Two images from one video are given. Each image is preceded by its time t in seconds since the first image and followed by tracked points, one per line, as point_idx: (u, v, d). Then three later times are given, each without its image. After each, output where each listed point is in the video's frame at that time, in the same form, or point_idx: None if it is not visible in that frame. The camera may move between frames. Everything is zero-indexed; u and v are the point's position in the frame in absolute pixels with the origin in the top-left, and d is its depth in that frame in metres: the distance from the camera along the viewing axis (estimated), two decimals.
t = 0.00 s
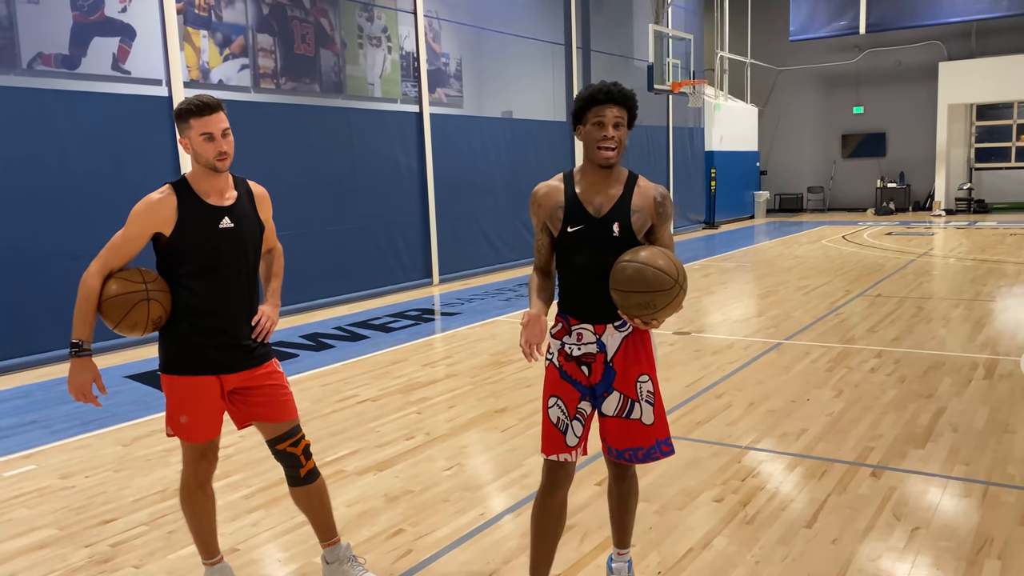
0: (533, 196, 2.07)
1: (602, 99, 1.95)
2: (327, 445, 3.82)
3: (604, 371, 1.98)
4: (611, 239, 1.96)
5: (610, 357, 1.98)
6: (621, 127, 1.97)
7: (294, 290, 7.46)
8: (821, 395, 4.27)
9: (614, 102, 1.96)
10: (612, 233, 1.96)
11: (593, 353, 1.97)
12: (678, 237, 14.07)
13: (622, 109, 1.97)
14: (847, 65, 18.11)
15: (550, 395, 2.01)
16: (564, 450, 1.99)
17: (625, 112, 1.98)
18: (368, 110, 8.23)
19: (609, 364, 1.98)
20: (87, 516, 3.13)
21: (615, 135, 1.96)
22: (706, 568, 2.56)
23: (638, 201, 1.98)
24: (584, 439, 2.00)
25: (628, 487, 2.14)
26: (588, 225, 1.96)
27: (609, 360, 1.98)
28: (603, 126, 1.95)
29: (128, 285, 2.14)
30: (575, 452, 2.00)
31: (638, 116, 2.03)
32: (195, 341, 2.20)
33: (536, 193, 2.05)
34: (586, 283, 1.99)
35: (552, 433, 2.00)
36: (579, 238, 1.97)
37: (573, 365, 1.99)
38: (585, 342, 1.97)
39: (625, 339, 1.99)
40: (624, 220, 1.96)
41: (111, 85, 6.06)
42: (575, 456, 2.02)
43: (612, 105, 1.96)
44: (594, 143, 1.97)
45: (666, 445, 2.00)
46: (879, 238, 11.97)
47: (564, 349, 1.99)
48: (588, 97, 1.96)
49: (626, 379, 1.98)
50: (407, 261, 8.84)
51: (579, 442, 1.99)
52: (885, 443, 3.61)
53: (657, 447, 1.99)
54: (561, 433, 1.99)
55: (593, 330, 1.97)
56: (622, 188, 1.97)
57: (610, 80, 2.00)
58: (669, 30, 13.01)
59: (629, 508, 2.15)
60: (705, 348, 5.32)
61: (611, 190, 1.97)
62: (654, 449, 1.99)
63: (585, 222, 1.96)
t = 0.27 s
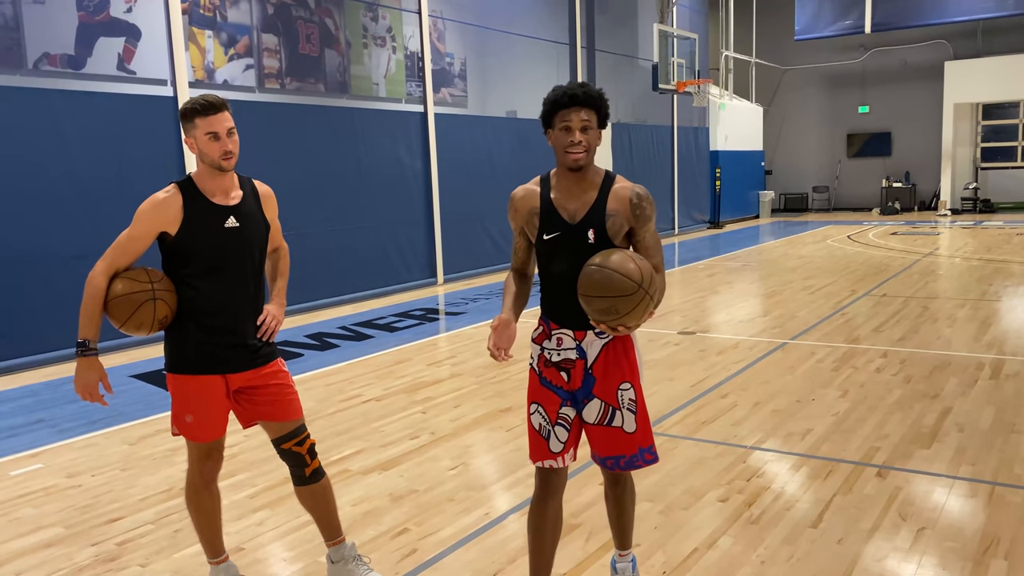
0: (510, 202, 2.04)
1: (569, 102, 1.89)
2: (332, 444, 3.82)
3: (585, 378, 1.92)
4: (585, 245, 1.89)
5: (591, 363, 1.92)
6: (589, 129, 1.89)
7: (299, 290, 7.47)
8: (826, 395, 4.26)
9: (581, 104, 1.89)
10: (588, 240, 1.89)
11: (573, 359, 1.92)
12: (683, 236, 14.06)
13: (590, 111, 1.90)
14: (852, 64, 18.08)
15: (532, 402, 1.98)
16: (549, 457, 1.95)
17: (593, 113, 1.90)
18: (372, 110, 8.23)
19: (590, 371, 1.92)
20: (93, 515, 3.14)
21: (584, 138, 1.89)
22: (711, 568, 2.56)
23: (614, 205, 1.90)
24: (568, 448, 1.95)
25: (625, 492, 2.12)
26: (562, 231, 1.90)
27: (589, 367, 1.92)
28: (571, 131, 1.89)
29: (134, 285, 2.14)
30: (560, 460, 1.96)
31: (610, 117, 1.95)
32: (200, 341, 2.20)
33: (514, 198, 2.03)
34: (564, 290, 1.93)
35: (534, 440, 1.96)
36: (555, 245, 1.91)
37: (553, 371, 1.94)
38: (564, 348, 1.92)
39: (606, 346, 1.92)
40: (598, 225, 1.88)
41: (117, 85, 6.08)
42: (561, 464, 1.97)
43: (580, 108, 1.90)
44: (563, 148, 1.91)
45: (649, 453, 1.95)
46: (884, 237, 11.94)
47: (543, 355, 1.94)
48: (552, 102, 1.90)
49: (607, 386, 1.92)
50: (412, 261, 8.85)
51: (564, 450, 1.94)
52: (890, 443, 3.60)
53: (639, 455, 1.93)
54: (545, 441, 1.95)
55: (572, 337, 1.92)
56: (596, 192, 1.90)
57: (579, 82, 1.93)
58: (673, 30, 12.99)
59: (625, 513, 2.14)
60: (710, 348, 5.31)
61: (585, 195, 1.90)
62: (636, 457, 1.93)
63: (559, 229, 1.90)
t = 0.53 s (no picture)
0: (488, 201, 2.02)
1: (539, 95, 1.86)
2: (340, 443, 3.83)
3: (569, 381, 1.90)
4: (566, 240, 1.87)
5: (575, 365, 1.90)
6: (562, 122, 1.87)
7: (307, 289, 7.48)
8: (835, 395, 4.25)
9: (550, 97, 1.86)
10: (571, 234, 1.87)
11: (556, 360, 1.90)
12: (691, 235, 14.03)
13: (562, 103, 1.87)
14: (861, 63, 18.01)
15: (515, 407, 1.95)
16: (532, 463, 1.93)
17: (565, 106, 1.88)
18: (380, 110, 8.24)
19: (573, 373, 1.90)
20: (103, 513, 3.15)
21: (557, 132, 1.87)
22: (719, 568, 2.55)
23: (596, 197, 1.88)
24: (553, 455, 1.92)
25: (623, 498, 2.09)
26: (543, 227, 1.88)
27: (573, 369, 1.90)
28: (544, 125, 1.87)
29: (144, 284, 2.14)
30: (542, 467, 1.94)
31: (582, 106, 1.93)
32: (209, 340, 2.20)
33: (492, 196, 2.01)
34: (546, 288, 1.91)
35: (518, 446, 1.95)
36: (537, 242, 1.89)
37: (538, 374, 1.92)
38: (548, 349, 1.90)
39: (589, 347, 1.90)
40: (580, 219, 1.86)
41: (126, 85, 6.10)
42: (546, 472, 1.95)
43: (550, 100, 1.87)
44: (537, 143, 1.88)
45: (629, 458, 1.93)
46: (894, 237, 11.88)
47: (527, 358, 1.92)
48: (522, 97, 1.88)
49: (590, 389, 1.89)
50: (420, 260, 8.86)
51: (547, 456, 1.92)
52: (900, 443, 3.58)
53: (618, 460, 1.91)
54: (528, 447, 1.93)
55: (556, 337, 1.90)
56: (575, 186, 1.87)
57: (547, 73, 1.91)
58: (682, 28, 12.96)
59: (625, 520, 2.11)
60: (719, 347, 5.30)
61: (564, 190, 1.88)
62: (615, 462, 1.91)
63: (541, 226, 1.88)
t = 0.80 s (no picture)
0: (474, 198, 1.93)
1: (529, 92, 1.85)
2: (351, 441, 3.84)
3: (567, 385, 1.86)
4: (568, 234, 1.84)
5: (571, 369, 1.86)
6: (554, 118, 1.86)
7: (318, 288, 7.50)
8: (847, 394, 4.23)
9: (540, 93, 1.86)
10: (569, 228, 1.85)
11: (552, 365, 1.86)
12: (702, 234, 14.00)
13: (551, 98, 1.87)
14: (873, 61, 17.93)
15: (510, 414, 1.91)
16: (527, 469, 1.89)
17: (555, 101, 1.87)
18: (390, 109, 8.25)
19: (570, 377, 1.86)
20: (115, 510, 3.16)
21: (551, 127, 1.85)
22: (731, 568, 2.54)
23: (592, 191, 1.89)
24: (549, 459, 1.89)
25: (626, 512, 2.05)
26: (541, 223, 1.84)
27: (570, 372, 1.86)
28: (536, 121, 1.85)
29: (156, 282, 2.15)
30: (538, 472, 1.90)
31: (569, 103, 1.94)
32: (222, 339, 2.21)
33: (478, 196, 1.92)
34: (545, 286, 1.87)
35: (513, 452, 1.90)
36: (536, 237, 1.84)
37: (534, 380, 1.88)
38: (545, 353, 1.86)
39: (585, 350, 1.88)
40: (579, 213, 1.85)
41: (138, 84, 6.13)
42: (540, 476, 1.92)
43: (540, 97, 1.86)
44: (530, 140, 1.86)
45: (630, 466, 1.89)
46: (906, 236, 11.82)
47: (523, 363, 1.88)
48: (513, 94, 1.87)
49: (589, 393, 1.86)
50: (430, 259, 8.87)
51: (543, 462, 1.89)
52: (913, 443, 3.56)
53: (621, 467, 1.88)
54: (523, 453, 1.89)
55: (554, 339, 1.87)
56: (570, 181, 1.87)
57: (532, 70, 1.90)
58: (693, 27, 12.93)
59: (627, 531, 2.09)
60: (730, 347, 5.28)
61: (559, 185, 1.87)
62: (618, 470, 1.88)
63: (540, 220, 1.84)
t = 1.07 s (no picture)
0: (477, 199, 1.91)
1: (525, 91, 1.85)
2: (362, 439, 3.85)
3: (575, 386, 1.86)
4: (575, 231, 1.84)
5: (581, 369, 1.86)
6: (552, 114, 1.86)
7: (330, 286, 7.53)
8: (859, 394, 4.21)
9: (536, 90, 1.86)
10: (578, 226, 1.84)
11: (562, 365, 1.85)
12: (714, 233, 13.95)
13: (547, 95, 1.87)
14: (886, 60, 17.83)
15: (517, 417, 1.89)
16: (537, 471, 1.87)
17: (551, 98, 1.87)
18: (402, 108, 8.26)
19: (580, 377, 1.86)
20: (128, 506, 3.18)
21: (548, 124, 1.84)
22: (743, 568, 2.53)
23: (596, 189, 1.90)
24: (558, 461, 1.88)
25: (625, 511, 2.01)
26: (549, 220, 1.82)
27: (579, 372, 1.86)
28: (533, 119, 1.85)
29: (169, 281, 2.16)
30: (547, 474, 1.89)
31: (565, 100, 1.94)
32: (234, 337, 2.21)
33: (480, 196, 1.90)
34: (553, 286, 1.84)
35: (521, 456, 1.88)
36: (542, 235, 1.82)
37: (543, 382, 1.86)
38: (553, 354, 1.85)
39: (593, 350, 1.88)
40: (586, 210, 1.85)
41: (152, 83, 6.17)
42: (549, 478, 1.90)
43: (536, 94, 1.86)
44: (530, 138, 1.86)
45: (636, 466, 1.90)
46: (920, 235, 11.75)
47: (531, 366, 1.86)
48: (510, 93, 1.87)
49: (597, 393, 1.86)
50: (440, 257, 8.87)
51: (552, 464, 1.88)
52: (926, 444, 3.54)
53: (627, 467, 1.88)
54: (532, 456, 1.87)
55: (561, 340, 1.85)
56: (574, 178, 1.87)
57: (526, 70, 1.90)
58: (705, 25, 12.89)
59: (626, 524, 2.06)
60: (742, 346, 5.26)
61: (563, 183, 1.86)
62: (624, 470, 1.87)
63: (548, 218, 1.82)
